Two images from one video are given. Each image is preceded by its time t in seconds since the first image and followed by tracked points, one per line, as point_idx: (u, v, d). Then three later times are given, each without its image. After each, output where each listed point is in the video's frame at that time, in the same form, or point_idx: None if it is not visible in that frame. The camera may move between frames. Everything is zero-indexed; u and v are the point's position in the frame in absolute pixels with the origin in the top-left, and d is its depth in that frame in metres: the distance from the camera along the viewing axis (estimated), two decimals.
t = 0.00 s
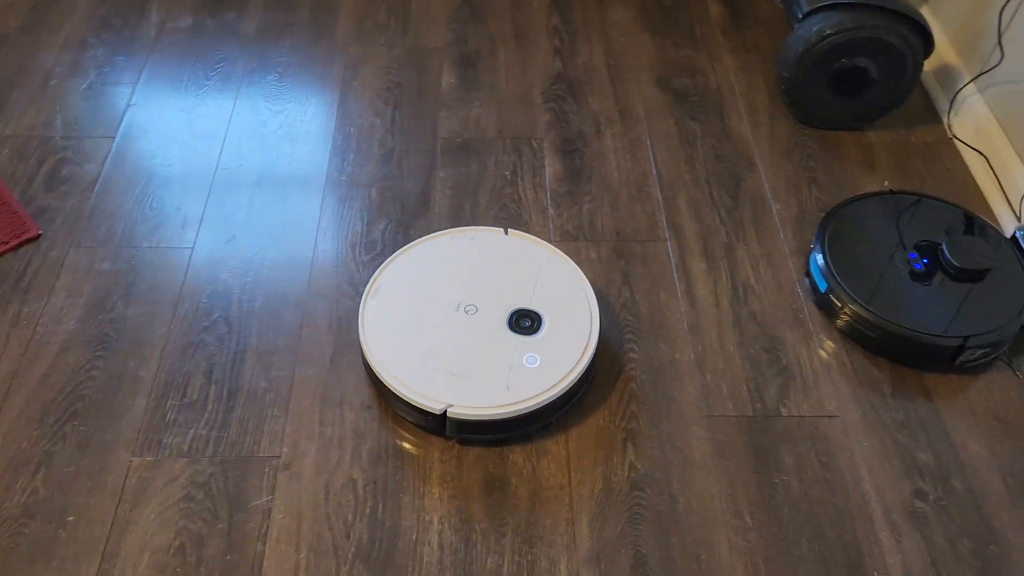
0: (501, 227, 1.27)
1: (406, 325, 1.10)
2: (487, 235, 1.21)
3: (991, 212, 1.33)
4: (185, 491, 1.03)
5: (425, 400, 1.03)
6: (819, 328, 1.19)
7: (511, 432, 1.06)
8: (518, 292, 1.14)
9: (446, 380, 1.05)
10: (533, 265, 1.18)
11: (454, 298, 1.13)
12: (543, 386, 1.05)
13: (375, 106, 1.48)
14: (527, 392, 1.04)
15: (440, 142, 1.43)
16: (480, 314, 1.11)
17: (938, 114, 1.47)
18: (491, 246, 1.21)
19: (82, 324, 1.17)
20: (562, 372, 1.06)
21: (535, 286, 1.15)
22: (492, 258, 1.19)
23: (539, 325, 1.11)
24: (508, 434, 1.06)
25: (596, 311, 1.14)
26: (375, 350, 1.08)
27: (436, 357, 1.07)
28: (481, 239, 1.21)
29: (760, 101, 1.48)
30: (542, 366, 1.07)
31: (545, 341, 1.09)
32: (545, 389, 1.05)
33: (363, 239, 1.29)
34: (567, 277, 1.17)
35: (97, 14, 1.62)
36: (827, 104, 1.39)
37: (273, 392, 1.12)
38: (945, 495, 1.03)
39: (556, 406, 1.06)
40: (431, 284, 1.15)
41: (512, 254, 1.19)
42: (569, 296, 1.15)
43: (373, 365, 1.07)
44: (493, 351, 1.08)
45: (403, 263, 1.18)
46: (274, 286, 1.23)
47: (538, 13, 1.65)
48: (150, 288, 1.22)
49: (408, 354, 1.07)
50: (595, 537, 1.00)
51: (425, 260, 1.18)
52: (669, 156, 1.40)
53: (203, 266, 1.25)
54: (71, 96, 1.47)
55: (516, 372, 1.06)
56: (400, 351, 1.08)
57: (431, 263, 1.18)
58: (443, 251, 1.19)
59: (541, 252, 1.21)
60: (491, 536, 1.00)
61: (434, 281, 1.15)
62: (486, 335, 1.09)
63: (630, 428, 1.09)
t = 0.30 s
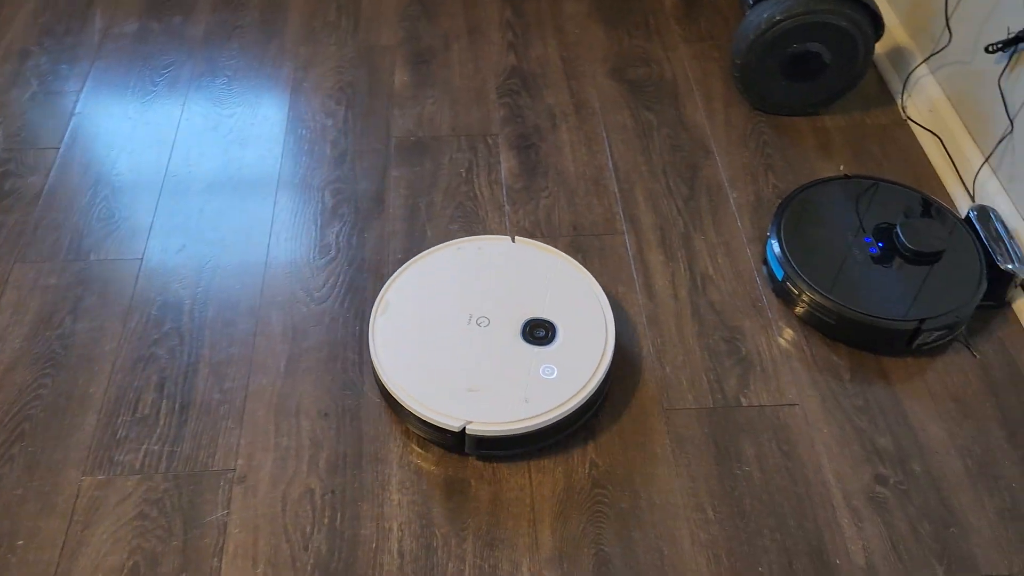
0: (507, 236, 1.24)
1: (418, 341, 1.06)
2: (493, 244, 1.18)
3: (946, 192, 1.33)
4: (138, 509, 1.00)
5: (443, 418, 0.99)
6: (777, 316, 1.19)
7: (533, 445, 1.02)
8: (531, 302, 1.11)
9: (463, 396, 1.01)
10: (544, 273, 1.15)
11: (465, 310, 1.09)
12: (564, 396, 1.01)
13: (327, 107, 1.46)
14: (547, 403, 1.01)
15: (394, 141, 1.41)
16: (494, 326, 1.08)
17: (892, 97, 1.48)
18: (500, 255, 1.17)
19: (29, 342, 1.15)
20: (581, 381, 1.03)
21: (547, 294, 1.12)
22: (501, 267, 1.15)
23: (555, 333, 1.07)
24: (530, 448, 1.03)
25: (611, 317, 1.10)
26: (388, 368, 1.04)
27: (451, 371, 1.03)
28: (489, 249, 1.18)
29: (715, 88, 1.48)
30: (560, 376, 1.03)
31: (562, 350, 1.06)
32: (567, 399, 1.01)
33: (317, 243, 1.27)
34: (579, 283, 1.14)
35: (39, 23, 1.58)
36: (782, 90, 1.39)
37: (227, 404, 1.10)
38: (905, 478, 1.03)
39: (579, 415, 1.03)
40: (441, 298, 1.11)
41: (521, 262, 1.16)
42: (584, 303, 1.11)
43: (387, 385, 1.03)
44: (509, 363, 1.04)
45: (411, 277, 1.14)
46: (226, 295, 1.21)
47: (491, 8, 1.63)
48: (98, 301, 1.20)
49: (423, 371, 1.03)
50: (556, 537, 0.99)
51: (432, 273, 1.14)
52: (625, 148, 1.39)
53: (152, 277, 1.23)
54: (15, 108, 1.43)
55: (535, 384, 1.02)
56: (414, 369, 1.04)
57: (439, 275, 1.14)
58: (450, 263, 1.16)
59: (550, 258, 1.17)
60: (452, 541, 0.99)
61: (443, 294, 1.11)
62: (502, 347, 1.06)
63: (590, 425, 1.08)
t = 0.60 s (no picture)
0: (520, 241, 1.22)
1: (438, 354, 1.04)
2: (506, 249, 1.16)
3: (907, 175, 1.33)
4: (96, 528, 0.98)
5: (470, 433, 0.98)
6: (742, 305, 1.18)
7: (562, 456, 1.01)
8: (550, 307, 1.09)
9: (489, 409, 1.00)
10: (559, 276, 1.13)
11: (484, 321, 1.07)
12: (591, 403, 1.00)
13: (283, 109, 1.43)
14: (575, 413, 0.99)
15: (352, 142, 1.39)
16: (514, 335, 1.06)
17: (853, 81, 1.48)
18: (514, 261, 1.15)
19: None
20: (608, 387, 1.01)
21: (565, 298, 1.10)
22: (516, 273, 1.13)
23: (577, 339, 1.06)
24: (559, 458, 1.01)
25: (632, 318, 1.09)
26: (410, 385, 1.02)
27: (476, 385, 1.01)
28: (502, 254, 1.16)
29: (675, 78, 1.47)
30: (586, 384, 1.02)
31: (586, 356, 1.04)
32: (595, 406, 1.00)
33: (275, 248, 1.25)
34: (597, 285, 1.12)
35: None
36: (742, 77, 1.38)
37: (186, 416, 1.08)
38: (872, 464, 1.03)
39: (608, 423, 1.01)
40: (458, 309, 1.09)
41: (536, 267, 1.14)
42: (605, 307, 1.09)
43: (411, 402, 1.01)
44: (533, 373, 1.02)
45: (424, 289, 1.12)
46: (182, 305, 1.19)
47: (448, 3, 1.61)
48: (50, 316, 1.17)
49: (446, 386, 1.01)
50: (524, 538, 0.98)
51: (446, 283, 1.12)
52: (586, 141, 1.37)
53: (107, 289, 1.20)
54: None
55: (561, 392, 1.01)
56: (436, 383, 1.02)
57: (454, 285, 1.12)
58: (463, 270, 1.13)
59: (566, 262, 1.16)
60: (418, 547, 0.97)
61: (460, 305, 1.09)
62: (524, 357, 1.04)
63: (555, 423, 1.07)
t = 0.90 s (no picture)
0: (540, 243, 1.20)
1: (465, 362, 1.03)
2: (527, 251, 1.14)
3: (875, 160, 1.33)
4: (61, 546, 0.96)
5: (509, 442, 0.96)
6: (713, 297, 1.18)
7: (599, 460, 0.99)
8: (579, 309, 1.08)
9: (525, 417, 0.98)
10: (584, 277, 1.12)
11: (512, 327, 1.06)
12: (628, 406, 0.99)
13: (245, 113, 1.41)
14: (612, 417, 0.98)
15: (316, 144, 1.37)
16: (545, 339, 1.05)
17: (818, 67, 1.48)
18: (537, 263, 1.14)
19: None
20: (643, 389, 1.00)
21: (592, 300, 1.09)
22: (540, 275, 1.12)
23: (609, 341, 1.05)
24: (596, 463, 1.00)
25: (661, 318, 1.08)
26: (442, 396, 1.00)
27: (509, 392, 1.00)
28: (524, 256, 1.14)
29: (641, 70, 1.46)
30: (620, 387, 1.01)
31: (619, 357, 1.03)
32: (631, 408, 0.99)
33: (240, 255, 1.23)
34: (623, 285, 1.11)
35: None
36: (708, 66, 1.38)
37: (152, 429, 1.06)
38: (845, 452, 1.03)
39: (644, 425, 1.00)
40: (483, 315, 1.08)
41: (560, 270, 1.13)
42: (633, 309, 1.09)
43: (444, 414, 0.99)
44: (567, 378, 1.01)
45: (449, 295, 1.10)
46: (146, 316, 1.17)
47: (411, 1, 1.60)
48: (11, 331, 1.15)
49: (480, 395, 1.00)
50: (498, 540, 0.97)
51: (470, 288, 1.11)
52: (553, 136, 1.36)
53: (69, 301, 1.18)
54: None
55: (596, 396, 1.00)
56: (468, 393, 1.00)
57: (478, 290, 1.10)
58: (487, 275, 1.12)
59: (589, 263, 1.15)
60: (391, 553, 0.96)
61: (486, 310, 1.08)
62: (558, 361, 1.03)
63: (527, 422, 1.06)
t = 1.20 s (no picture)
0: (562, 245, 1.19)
1: (498, 368, 1.02)
2: (553, 255, 1.13)
3: (846, 149, 1.33)
4: (31, 564, 0.95)
5: (550, 448, 0.95)
6: (687, 291, 1.18)
7: (640, 463, 0.98)
8: (611, 310, 1.07)
9: (564, 421, 0.97)
10: (612, 278, 1.11)
11: (544, 330, 1.05)
12: (667, 407, 0.98)
13: (213, 118, 1.40)
14: (653, 417, 0.97)
15: (285, 147, 1.35)
16: (578, 342, 1.04)
17: (788, 56, 1.47)
18: (564, 266, 1.13)
19: None
20: (681, 389, 1.00)
21: (623, 301, 1.09)
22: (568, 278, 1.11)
23: (644, 342, 1.04)
24: (637, 466, 0.99)
25: (691, 316, 1.08)
26: (478, 403, 0.99)
27: (547, 397, 0.99)
28: (551, 259, 1.13)
29: (611, 65, 1.46)
30: (658, 387, 1.00)
31: (655, 358, 1.03)
32: (672, 409, 0.98)
33: (209, 262, 1.22)
34: (652, 285, 1.11)
35: None
36: (677, 59, 1.37)
37: (123, 442, 1.05)
38: (820, 443, 1.02)
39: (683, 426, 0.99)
40: (513, 321, 1.06)
41: (588, 272, 1.12)
42: (664, 308, 1.08)
43: (482, 421, 0.98)
44: (604, 380, 1.00)
45: (477, 301, 1.09)
46: (114, 327, 1.15)
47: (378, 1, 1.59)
48: None
49: (517, 400, 0.99)
50: (475, 543, 0.96)
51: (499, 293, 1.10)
52: (524, 133, 1.36)
53: (35, 313, 1.16)
54: None
55: (635, 398, 0.99)
56: (504, 399, 0.99)
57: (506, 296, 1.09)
58: (514, 280, 1.11)
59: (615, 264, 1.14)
60: (367, 560, 0.95)
61: (517, 315, 1.07)
62: (594, 364, 1.02)
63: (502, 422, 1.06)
